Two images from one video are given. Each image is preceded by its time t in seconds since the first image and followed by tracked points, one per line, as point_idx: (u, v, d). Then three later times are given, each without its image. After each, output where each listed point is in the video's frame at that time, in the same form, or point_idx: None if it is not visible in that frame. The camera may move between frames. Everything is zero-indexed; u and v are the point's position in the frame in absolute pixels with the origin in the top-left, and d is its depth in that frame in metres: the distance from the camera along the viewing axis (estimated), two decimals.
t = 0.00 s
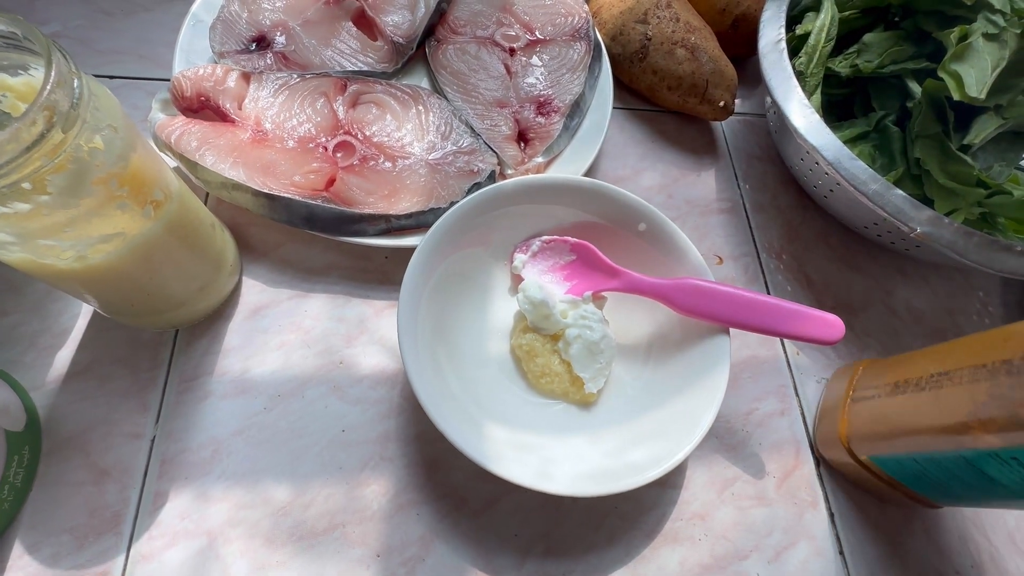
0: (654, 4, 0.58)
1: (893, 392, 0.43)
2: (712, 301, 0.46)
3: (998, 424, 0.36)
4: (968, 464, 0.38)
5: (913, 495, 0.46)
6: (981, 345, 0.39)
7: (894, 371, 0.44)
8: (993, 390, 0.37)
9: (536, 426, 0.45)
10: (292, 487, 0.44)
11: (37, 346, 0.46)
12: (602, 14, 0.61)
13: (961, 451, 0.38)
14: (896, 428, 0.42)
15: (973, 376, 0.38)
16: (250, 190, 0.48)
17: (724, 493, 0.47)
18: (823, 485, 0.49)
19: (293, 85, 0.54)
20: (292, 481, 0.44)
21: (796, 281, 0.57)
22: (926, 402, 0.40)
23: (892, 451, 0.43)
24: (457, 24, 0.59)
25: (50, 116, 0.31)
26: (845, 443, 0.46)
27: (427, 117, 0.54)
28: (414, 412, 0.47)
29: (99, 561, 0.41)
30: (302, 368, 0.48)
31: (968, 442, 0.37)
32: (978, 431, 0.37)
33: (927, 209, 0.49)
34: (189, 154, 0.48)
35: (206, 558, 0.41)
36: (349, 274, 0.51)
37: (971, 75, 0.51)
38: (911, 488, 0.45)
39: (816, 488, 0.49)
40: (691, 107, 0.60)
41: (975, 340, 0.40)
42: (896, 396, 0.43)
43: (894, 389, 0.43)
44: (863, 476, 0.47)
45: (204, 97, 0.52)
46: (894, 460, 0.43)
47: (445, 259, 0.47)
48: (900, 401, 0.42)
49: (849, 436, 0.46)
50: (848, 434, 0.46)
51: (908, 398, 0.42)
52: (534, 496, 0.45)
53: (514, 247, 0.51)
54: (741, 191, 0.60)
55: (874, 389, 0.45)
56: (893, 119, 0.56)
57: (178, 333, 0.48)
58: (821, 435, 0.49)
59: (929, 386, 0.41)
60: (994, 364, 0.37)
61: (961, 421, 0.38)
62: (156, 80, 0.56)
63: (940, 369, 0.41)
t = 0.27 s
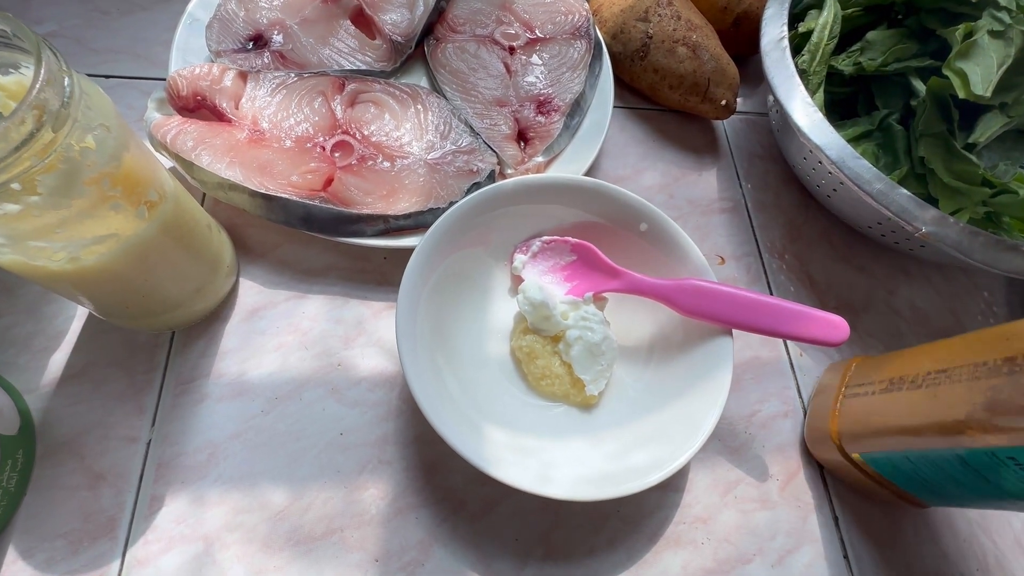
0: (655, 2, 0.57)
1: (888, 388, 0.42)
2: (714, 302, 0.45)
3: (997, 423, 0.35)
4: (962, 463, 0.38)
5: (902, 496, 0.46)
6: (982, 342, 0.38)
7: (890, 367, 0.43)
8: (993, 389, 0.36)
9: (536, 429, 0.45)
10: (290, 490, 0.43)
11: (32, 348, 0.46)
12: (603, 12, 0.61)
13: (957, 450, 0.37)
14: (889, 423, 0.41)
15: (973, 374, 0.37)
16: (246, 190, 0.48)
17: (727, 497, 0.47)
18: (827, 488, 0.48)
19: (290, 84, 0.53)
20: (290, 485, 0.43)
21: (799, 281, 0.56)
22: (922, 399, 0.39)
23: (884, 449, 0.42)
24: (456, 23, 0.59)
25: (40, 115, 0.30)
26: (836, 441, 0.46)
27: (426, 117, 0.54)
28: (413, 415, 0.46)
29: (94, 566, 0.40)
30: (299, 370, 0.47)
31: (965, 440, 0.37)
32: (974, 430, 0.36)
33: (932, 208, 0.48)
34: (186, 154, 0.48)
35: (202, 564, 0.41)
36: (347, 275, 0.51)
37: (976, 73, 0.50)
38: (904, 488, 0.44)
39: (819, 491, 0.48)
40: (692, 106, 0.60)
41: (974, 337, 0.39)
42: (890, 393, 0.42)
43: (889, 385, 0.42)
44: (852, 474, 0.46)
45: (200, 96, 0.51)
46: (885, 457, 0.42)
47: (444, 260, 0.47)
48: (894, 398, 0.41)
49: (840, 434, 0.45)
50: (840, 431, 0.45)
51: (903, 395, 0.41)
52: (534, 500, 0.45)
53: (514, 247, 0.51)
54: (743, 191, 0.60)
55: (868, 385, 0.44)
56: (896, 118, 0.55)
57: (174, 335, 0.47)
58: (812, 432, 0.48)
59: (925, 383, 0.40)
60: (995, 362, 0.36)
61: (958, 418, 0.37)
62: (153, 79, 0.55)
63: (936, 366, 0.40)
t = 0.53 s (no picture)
0: (656, 5, 0.58)
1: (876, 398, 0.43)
2: (716, 304, 0.46)
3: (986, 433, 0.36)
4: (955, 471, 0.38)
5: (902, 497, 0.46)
6: (963, 350, 0.39)
7: (877, 374, 0.44)
8: (977, 399, 0.37)
9: (540, 429, 0.45)
10: (297, 490, 0.44)
11: (41, 350, 0.46)
12: (605, 16, 0.61)
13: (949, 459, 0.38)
14: (881, 435, 0.42)
15: (955, 385, 0.38)
16: (253, 194, 0.48)
17: (728, 496, 0.47)
18: (827, 487, 0.49)
19: (295, 88, 0.54)
20: (297, 485, 0.44)
21: (800, 283, 0.57)
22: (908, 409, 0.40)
23: (878, 459, 0.43)
24: (459, 27, 0.59)
25: (55, 122, 0.31)
26: (832, 451, 0.46)
27: (430, 120, 0.54)
28: (418, 415, 0.47)
29: (104, 566, 0.41)
30: (305, 372, 0.47)
31: (956, 450, 0.37)
32: (965, 441, 0.37)
33: (931, 210, 0.49)
34: (193, 158, 0.48)
35: (211, 563, 0.41)
36: (352, 277, 0.51)
37: (975, 76, 0.51)
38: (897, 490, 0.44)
39: (820, 490, 0.49)
40: (693, 108, 0.60)
41: (957, 345, 0.40)
42: (879, 404, 0.42)
43: (877, 397, 0.43)
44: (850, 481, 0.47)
45: (206, 100, 0.51)
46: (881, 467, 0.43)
47: (449, 262, 0.47)
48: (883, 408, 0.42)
49: (836, 444, 0.46)
50: (835, 440, 0.46)
51: (891, 407, 0.41)
52: (538, 499, 0.45)
53: (518, 249, 0.51)
54: (744, 192, 0.60)
55: (857, 394, 0.45)
56: (896, 120, 0.56)
57: (182, 336, 0.48)
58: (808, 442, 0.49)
59: (911, 394, 0.40)
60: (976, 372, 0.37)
61: (947, 429, 0.38)
62: (159, 83, 0.56)
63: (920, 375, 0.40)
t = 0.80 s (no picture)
0: (660, 6, 0.57)
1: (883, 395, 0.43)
2: (721, 308, 0.45)
3: (988, 420, 0.35)
4: (958, 465, 0.38)
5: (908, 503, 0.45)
6: (969, 339, 0.39)
7: (884, 368, 0.43)
8: (979, 383, 0.36)
9: (543, 434, 0.45)
10: (299, 496, 0.43)
11: (41, 355, 0.46)
12: (608, 17, 0.61)
13: (948, 449, 0.38)
14: (880, 420, 0.41)
15: (959, 371, 0.38)
16: (254, 197, 0.48)
17: (734, 501, 0.47)
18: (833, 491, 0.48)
19: (296, 90, 0.53)
20: (299, 491, 0.44)
21: (805, 285, 0.56)
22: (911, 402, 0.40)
23: (878, 449, 0.42)
24: (461, 28, 0.59)
25: (54, 127, 0.30)
26: (832, 442, 0.46)
27: (432, 122, 0.54)
28: (421, 420, 0.46)
29: (105, 573, 0.40)
30: (307, 376, 0.47)
31: (954, 438, 0.37)
32: (964, 425, 0.36)
33: (938, 213, 0.48)
34: (193, 161, 0.48)
35: (212, 570, 0.41)
36: (354, 281, 0.51)
37: (982, 77, 0.50)
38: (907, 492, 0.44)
39: (826, 494, 0.48)
40: (697, 110, 0.60)
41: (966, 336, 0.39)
42: (881, 393, 0.42)
43: (880, 386, 0.43)
44: (850, 477, 0.46)
45: (207, 103, 0.51)
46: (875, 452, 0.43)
47: (451, 266, 0.47)
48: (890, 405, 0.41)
49: (836, 436, 0.45)
50: (835, 432, 0.45)
51: (894, 394, 0.41)
52: (542, 505, 0.45)
53: (521, 252, 0.51)
54: (748, 194, 0.60)
55: (861, 384, 0.45)
56: (902, 121, 0.55)
57: (183, 341, 0.47)
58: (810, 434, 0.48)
59: (914, 383, 0.40)
60: (980, 359, 0.37)
61: (946, 417, 0.37)
62: (159, 85, 0.55)
63: (927, 365, 0.40)
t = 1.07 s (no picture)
0: (663, 3, 0.57)
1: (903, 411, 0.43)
2: (727, 307, 0.45)
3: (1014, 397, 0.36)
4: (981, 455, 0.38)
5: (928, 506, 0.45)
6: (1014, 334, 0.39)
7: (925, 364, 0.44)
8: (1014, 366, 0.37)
9: (548, 435, 0.44)
10: (301, 498, 0.43)
11: (41, 356, 0.46)
12: (611, 14, 0.61)
13: (969, 431, 0.38)
14: (909, 401, 0.42)
15: (998, 358, 0.39)
16: (256, 196, 0.47)
17: (739, 501, 0.46)
18: (840, 492, 0.48)
19: (298, 88, 0.53)
20: (301, 493, 0.43)
21: (810, 284, 0.56)
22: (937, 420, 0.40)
23: (897, 432, 0.43)
24: (463, 26, 0.58)
25: (53, 125, 0.30)
26: (855, 430, 0.46)
27: (434, 120, 0.53)
28: (424, 421, 0.46)
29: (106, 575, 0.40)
30: (309, 377, 0.47)
31: (979, 422, 0.37)
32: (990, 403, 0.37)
33: (946, 211, 0.48)
34: (194, 160, 0.47)
35: (214, 572, 0.41)
36: (356, 280, 0.50)
37: (989, 73, 0.50)
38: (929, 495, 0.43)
39: (833, 495, 0.48)
40: (701, 107, 0.59)
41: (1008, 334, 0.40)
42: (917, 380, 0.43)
43: (918, 376, 0.43)
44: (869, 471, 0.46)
45: (207, 102, 0.51)
46: (894, 440, 0.43)
47: (454, 265, 0.46)
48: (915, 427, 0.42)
49: (859, 422, 0.46)
50: (859, 417, 0.46)
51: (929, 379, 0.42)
52: (546, 506, 0.44)
53: (524, 251, 0.50)
54: (753, 192, 0.59)
55: (898, 377, 0.45)
56: (908, 118, 0.55)
57: (184, 341, 0.47)
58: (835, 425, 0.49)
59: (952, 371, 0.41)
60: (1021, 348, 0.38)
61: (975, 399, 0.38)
62: (159, 84, 0.55)
63: (967, 358, 0.41)
